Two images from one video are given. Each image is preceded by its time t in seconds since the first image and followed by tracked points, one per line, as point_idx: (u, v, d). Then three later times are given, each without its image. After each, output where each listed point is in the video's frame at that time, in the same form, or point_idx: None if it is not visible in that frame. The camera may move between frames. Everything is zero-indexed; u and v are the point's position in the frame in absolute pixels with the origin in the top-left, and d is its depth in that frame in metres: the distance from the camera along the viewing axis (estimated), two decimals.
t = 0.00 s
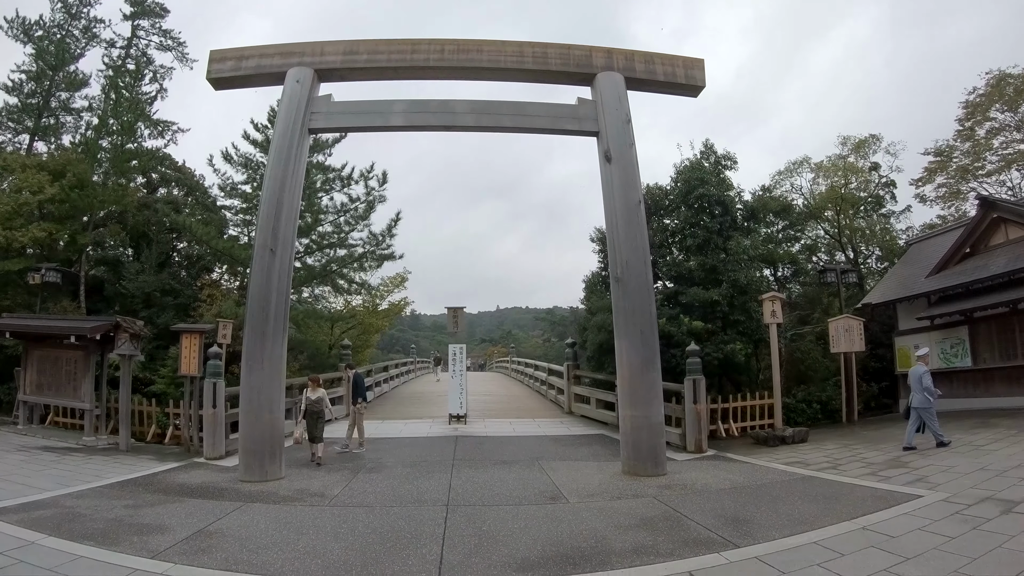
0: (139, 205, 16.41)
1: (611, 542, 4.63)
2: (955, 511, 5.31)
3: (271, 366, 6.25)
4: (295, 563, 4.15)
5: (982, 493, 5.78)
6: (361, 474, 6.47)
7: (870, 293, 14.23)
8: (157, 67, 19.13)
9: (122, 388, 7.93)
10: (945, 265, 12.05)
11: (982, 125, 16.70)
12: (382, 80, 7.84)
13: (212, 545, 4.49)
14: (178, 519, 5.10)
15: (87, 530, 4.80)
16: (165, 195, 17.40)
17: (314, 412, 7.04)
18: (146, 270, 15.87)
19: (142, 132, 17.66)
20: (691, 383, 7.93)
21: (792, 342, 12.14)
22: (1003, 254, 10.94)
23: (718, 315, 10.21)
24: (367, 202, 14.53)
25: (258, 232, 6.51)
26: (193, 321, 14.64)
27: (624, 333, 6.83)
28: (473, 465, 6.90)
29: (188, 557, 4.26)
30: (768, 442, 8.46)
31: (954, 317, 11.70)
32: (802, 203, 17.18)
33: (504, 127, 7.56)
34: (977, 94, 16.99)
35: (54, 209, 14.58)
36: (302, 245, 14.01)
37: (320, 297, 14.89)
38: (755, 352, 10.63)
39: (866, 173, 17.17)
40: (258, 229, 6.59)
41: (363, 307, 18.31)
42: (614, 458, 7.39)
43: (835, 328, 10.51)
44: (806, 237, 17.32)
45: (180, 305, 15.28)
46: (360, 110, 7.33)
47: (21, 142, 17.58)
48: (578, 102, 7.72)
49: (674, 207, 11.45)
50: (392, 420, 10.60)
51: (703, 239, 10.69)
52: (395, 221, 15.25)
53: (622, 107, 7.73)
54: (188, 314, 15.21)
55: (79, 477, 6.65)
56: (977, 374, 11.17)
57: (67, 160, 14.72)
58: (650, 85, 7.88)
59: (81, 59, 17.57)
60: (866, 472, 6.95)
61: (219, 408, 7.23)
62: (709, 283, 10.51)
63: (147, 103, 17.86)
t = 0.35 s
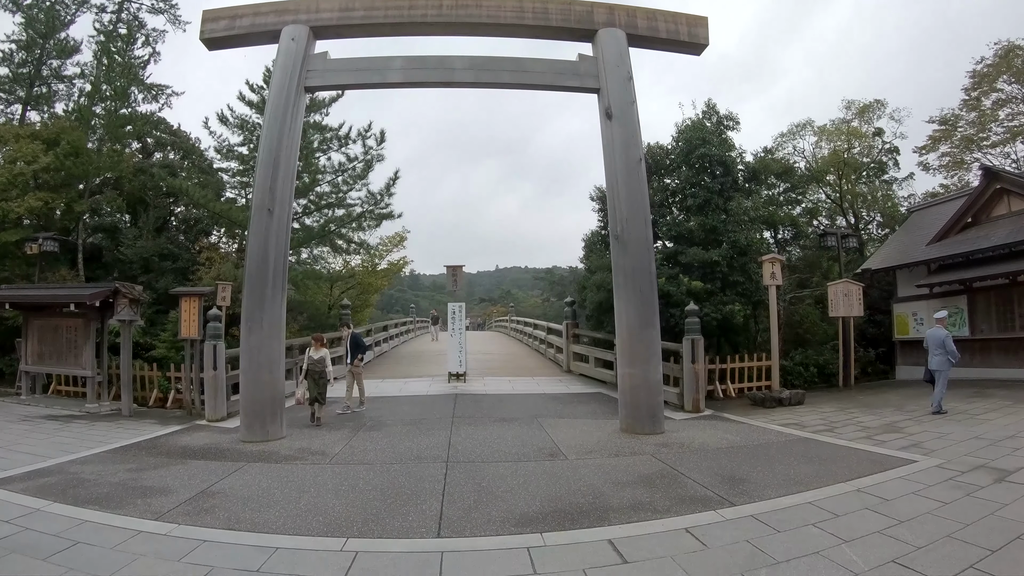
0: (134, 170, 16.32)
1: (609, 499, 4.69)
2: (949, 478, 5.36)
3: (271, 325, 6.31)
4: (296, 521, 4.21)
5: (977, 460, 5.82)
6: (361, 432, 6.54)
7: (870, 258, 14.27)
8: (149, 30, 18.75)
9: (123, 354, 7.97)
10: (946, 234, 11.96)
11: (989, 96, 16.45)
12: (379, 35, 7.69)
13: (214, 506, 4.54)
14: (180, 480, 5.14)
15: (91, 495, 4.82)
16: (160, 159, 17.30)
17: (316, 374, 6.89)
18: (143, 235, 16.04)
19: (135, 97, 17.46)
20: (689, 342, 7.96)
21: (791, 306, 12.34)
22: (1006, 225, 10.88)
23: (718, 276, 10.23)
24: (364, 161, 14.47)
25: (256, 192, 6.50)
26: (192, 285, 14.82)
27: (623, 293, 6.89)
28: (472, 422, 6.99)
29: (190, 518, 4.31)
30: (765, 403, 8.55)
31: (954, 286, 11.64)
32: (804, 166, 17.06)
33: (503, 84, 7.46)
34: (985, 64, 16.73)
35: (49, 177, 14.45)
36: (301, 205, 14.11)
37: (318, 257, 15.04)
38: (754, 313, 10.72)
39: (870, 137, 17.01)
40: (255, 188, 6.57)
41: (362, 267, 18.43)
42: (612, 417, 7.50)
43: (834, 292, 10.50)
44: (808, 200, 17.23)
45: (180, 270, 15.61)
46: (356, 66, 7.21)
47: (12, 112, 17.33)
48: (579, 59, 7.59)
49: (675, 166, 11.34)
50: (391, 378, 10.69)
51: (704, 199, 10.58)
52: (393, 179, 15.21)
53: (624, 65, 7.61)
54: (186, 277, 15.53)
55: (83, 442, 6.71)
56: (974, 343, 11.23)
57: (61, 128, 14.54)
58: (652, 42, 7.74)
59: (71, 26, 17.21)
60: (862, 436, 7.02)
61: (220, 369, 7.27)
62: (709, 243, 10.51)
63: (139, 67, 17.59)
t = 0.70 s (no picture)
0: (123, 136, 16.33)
1: (601, 459, 4.71)
2: (942, 445, 5.37)
3: (264, 285, 6.37)
4: (287, 482, 4.21)
5: (969, 429, 5.84)
6: (355, 393, 6.59)
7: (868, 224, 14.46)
8: None
9: (117, 321, 8.00)
10: (944, 204, 11.95)
11: (993, 68, 16.23)
12: None
13: (207, 469, 4.54)
14: (174, 444, 5.15)
15: (85, 462, 4.78)
16: (150, 124, 17.20)
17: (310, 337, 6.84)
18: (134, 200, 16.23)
19: (122, 61, 17.32)
20: (684, 304, 7.97)
21: (786, 270, 12.53)
22: (1005, 196, 10.84)
23: (713, 237, 10.41)
24: (356, 121, 14.62)
25: (246, 151, 6.48)
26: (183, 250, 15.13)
27: (619, 254, 6.95)
28: (466, 381, 7.05)
29: (183, 481, 4.31)
30: (758, 366, 8.68)
31: (952, 257, 11.63)
32: (803, 129, 16.91)
33: (497, 41, 7.31)
34: (990, 35, 16.46)
35: (38, 146, 14.43)
36: (294, 166, 14.32)
37: (311, 219, 15.20)
38: (748, 275, 10.95)
39: (870, 104, 16.86)
40: (246, 147, 6.54)
41: (356, 229, 18.61)
42: (605, 377, 7.59)
43: (831, 257, 10.51)
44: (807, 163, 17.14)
45: (172, 235, 15.77)
46: (346, 22, 7.06)
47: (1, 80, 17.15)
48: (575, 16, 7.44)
49: (673, 126, 11.40)
50: (386, 339, 10.75)
51: (700, 160, 10.73)
52: (386, 138, 15.42)
53: (621, 23, 7.46)
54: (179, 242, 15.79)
55: (79, 410, 6.72)
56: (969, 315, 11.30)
57: (48, 95, 14.38)
58: (653, 1, 7.57)
59: None
60: (854, 401, 7.07)
61: (214, 333, 7.28)
62: (706, 205, 10.68)
63: (126, 31, 17.35)
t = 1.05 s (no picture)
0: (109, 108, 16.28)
1: (587, 430, 4.70)
2: (936, 423, 5.32)
3: (249, 255, 6.39)
4: (268, 455, 4.18)
5: (964, 407, 5.80)
6: (342, 364, 6.58)
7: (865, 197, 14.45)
8: None
9: (104, 295, 7.99)
10: (942, 178, 11.85)
11: (995, 45, 16.03)
12: None
13: (189, 443, 4.51)
14: (158, 419, 5.11)
15: (67, 439, 4.73)
16: (137, 95, 17.01)
17: (299, 306, 6.73)
18: (122, 174, 16.31)
19: (106, 31, 17.14)
20: (676, 272, 7.96)
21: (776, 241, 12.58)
22: (1004, 173, 10.75)
23: (707, 206, 10.43)
24: (346, 88, 14.59)
25: (228, 118, 6.38)
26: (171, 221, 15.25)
27: (609, 222, 6.94)
28: (456, 351, 7.05)
29: (164, 456, 4.27)
30: (750, 336, 8.68)
31: (948, 232, 11.59)
32: (800, 99, 16.80)
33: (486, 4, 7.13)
34: (993, 11, 16.19)
35: (22, 122, 14.29)
36: (283, 136, 14.34)
37: (301, 188, 15.16)
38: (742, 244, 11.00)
39: (870, 75, 16.69)
40: (228, 114, 6.43)
41: (347, 198, 18.68)
42: (595, 346, 7.62)
43: (825, 228, 10.41)
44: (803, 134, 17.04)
45: (161, 207, 15.95)
46: None
47: None
48: None
49: (668, 93, 11.37)
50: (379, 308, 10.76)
51: (696, 127, 10.78)
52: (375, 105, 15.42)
53: None
54: (168, 214, 15.93)
55: (66, 386, 6.69)
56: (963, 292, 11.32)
57: (31, 70, 14.07)
58: None
59: None
60: (847, 375, 7.07)
61: (202, 305, 7.27)
62: (699, 172, 10.72)
63: None
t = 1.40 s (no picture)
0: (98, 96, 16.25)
1: (576, 423, 4.63)
2: (938, 418, 5.25)
3: (233, 242, 6.33)
4: (247, 450, 4.12)
5: (966, 402, 5.72)
6: (328, 353, 6.52)
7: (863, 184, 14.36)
8: None
9: (91, 285, 7.94)
10: (943, 166, 11.76)
11: (996, 34, 15.86)
12: None
13: (167, 437, 4.43)
14: (140, 412, 5.04)
15: (47, 434, 4.66)
16: (126, 81, 16.91)
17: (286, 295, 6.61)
18: (110, 161, 16.29)
19: (94, 17, 17.09)
20: (673, 259, 7.86)
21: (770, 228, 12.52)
22: (1006, 162, 10.66)
23: (704, 191, 10.34)
24: (336, 73, 14.48)
25: (211, 100, 6.30)
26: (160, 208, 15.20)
27: (602, 204, 6.86)
28: (447, 340, 6.99)
29: (141, 451, 4.20)
30: (747, 325, 8.62)
31: (948, 221, 11.52)
32: (799, 84, 16.71)
33: None
34: None
35: (10, 111, 14.43)
36: (273, 121, 14.26)
37: (292, 174, 15.08)
38: (739, 231, 10.93)
39: (870, 61, 16.54)
40: (211, 97, 6.36)
41: (339, 184, 18.70)
42: (588, 335, 7.57)
43: (825, 216, 10.34)
44: (801, 119, 16.93)
45: (151, 195, 15.91)
46: None
47: None
48: None
49: (665, 77, 11.30)
50: (373, 295, 10.69)
51: (692, 112, 10.71)
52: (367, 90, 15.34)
53: None
54: (158, 203, 15.86)
55: (51, 378, 6.62)
56: (963, 282, 11.27)
57: (20, 59, 14.43)
58: None
59: None
60: (846, 366, 7.00)
61: (189, 294, 7.25)
62: (696, 157, 10.65)
63: None
